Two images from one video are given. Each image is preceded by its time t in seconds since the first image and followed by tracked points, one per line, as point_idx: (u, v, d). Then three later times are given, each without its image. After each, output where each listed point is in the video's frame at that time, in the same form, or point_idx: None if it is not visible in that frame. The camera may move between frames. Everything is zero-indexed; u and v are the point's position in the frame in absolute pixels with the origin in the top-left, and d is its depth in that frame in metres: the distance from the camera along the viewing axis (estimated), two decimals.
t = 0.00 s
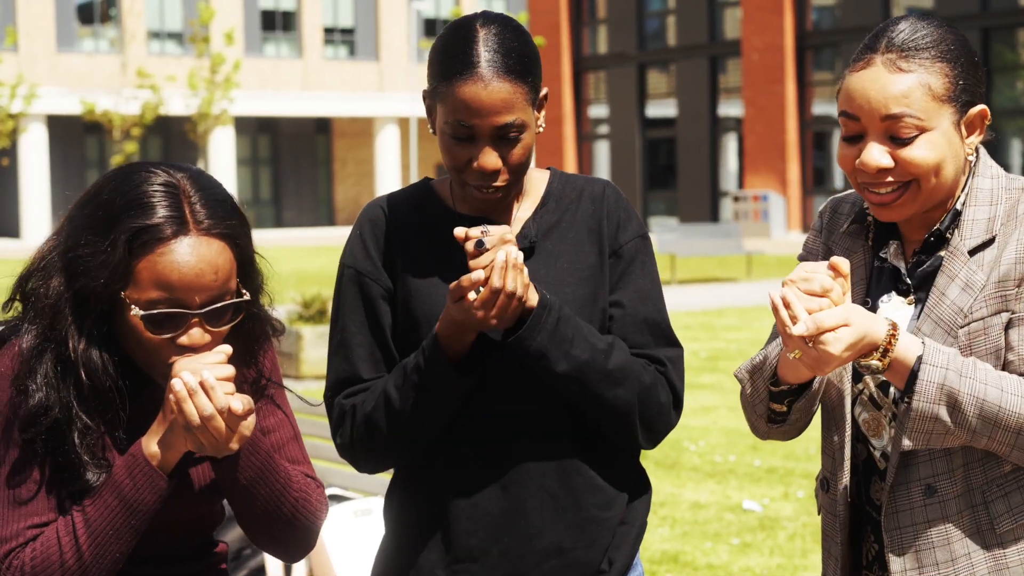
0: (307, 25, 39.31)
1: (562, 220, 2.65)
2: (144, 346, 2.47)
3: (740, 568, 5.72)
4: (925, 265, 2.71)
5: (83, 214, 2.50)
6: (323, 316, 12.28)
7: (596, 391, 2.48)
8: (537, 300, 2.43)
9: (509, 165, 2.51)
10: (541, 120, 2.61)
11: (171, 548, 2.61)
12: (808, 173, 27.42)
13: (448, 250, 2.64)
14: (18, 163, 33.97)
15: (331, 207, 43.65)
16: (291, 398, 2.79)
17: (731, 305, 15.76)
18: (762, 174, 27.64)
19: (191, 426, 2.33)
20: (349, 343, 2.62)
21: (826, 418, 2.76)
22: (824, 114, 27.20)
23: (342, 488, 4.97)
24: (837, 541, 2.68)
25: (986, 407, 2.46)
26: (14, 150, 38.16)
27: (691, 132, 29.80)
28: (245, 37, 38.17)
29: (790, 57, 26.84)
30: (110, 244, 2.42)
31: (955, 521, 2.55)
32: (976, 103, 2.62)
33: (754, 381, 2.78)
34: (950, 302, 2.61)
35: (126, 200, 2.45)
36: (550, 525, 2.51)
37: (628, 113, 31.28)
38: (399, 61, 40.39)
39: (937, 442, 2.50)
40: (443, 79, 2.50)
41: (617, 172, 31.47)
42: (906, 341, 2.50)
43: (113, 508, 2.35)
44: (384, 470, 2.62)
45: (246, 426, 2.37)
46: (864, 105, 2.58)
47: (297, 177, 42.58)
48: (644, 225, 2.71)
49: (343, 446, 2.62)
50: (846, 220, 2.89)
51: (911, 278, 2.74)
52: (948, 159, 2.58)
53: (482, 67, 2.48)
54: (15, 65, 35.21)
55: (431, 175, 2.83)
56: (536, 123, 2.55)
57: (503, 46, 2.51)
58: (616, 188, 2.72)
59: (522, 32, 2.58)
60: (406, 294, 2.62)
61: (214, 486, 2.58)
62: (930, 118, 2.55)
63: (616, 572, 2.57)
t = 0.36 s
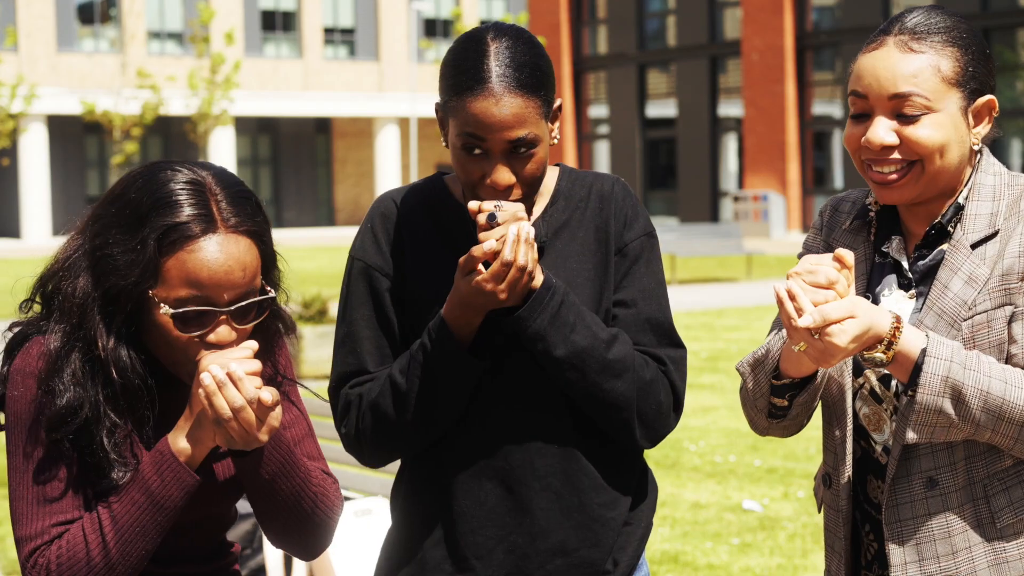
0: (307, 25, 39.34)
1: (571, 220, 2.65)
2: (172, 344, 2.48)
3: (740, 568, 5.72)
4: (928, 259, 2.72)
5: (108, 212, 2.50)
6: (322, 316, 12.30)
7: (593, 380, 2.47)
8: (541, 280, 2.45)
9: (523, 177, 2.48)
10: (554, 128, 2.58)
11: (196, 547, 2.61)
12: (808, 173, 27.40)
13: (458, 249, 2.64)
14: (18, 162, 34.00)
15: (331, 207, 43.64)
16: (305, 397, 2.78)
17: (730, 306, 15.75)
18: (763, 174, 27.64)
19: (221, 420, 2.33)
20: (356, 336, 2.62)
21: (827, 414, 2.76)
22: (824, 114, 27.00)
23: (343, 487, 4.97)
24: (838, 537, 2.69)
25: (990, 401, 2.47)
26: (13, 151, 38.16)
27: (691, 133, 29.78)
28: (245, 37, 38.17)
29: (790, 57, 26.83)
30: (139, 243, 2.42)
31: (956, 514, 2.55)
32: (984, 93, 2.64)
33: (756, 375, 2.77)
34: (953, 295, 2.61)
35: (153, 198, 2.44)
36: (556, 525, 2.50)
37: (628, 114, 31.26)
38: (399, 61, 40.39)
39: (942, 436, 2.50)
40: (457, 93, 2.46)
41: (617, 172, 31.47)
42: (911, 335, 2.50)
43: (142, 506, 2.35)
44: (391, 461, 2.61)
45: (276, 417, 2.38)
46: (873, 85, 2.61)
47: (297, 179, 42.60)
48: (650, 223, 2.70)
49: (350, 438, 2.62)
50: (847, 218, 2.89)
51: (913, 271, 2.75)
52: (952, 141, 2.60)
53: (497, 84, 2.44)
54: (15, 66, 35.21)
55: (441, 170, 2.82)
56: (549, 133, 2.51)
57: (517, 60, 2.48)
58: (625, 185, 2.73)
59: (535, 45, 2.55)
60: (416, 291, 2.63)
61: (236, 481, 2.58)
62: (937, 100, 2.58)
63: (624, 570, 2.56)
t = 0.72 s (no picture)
0: (307, 25, 39.34)
1: (579, 225, 2.64)
2: (174, 347, 2.47)
3: (740, 568, 5.72)
4: (927, 260, 2.73)
5: (117, 212, 2.50)
6: (323, 316, 12.33)
7: (593, 390, 2.47)
8: (545, 289, 2.44)
9: (529, 190, 2.47)
10: (561, 136, 2.56)
11: (193, 550, 2.62)
12: (808, 173, 27.40)
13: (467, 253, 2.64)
14: (18, 163, 34.03)
15: (331, 207, 43.62)
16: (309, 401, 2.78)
17: (730, 306, 15.74)
18: (763, 175, 27.64)
19: (218, 424, 2.33)
20: (362, 333, 2.62)
21: (826, 415, 2.77)
22: (824, 114, 27.04)
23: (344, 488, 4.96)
24: (833, 535, 2.69)
25: (991, 406, 2.47)
26: (14, 151, 38.19)
27: (691, 133, 29.77)
28: (245, 37, 38.16)
29: (790, 57, 26.82)
30: (144, 244, 2.42)
31: (954, 518, 2.55)
32: (982, 92, 2.65)
33: (756, 377, 2.77)
34: (952, 297, 2.61)
35: (161, 200, 2.44)
36: (559, 528, 2.50)
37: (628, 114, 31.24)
38: (399, 61, 40.35)
39: (942, 441, 2.51)
40: (461, 106, 2.44)
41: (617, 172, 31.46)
42: (911, 340, 2.51)
43: (137, 508, 2.35)
44: (395, 460, 2.61)
45: (271, 421, 2.37)
46: (867, 69, 2.66)
47: (297, 180, 42.59)
48: (659, 227, 2.69)
49: (353, 435, 2.61)
50: (847, 217, 2.89)
51: (912, 271, 2.75)
52: (941, 131, 2.61)
53: (501, 96, 2.41)
54: (15, 66, 35.21)
55: (450, 170, 2.81)
56: (556, 144, 2.49)
57: (522, 70, 2.46)
58: (636, 187, 2.72)
59: (542, 56, 2.53)
60: (423, 291, 2.63)
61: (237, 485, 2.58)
62: (927, 88, 2.60)
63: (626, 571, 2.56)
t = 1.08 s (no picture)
0: (307, 25, 39.34)
1: (585, 225, 2.64)
2: (169, 348, 2.47)
3: (740, 568, 5.72)
4: (929, 258, 2.72)
5: (113, 213, 2.50)
6: (322, 316, 12.35)
7: (597, 392, 2.47)
8: (548, 291, 2.44)
9: (534, 194, 2.47)
10: (567, 140, 2.55)
11: (187, 551, 2.61)
12: (808, 173, 27.40)
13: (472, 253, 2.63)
14: (18, 163, 34.02)
15: (331, 207, 43.60)
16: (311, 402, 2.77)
17: (729, 306, 15.72)
18: (763, 175, 27.63)
19: (209, 427, 2.32)
20: (367, 332, 2.61)
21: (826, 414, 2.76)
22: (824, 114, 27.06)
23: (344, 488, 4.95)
24: (832, 535, 2.69)
25: (992, 403, 2.47)
26: (14, 151, 38.20)
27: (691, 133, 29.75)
28: (245, 37, 38.17)
29: (790, 58, 26.82)
30: (139, 246, 2.41)
31: (952, 518, 2.55)
32: (982, 88, 2.64)
33: (756, 374, 2.77)
34: (955, 295, 2.61)
35: (158, 201, 2.44)
36: (563, 529, 2.50)
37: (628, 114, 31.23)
38: (399, 61, 40.31)
39: (942, 439, 2.50)
40: (467, 109, 2.43)
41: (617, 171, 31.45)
42: (912, 338, 2.51)
43: (128, 509, 2.35)
44: (398, 459, 2.61)
45: (263, 424, 2.36)
46: (867, 65, 2.67)
47: (297, 180, 42.57)
48: (665, 228, 2.69)
49: (357, 434, 2.61)
50: (849, 216, 2.89)
51: (914, 270, 2.75)
52: (940, 126, 2.60)
53: (507, 99, 2.40)
54: (15, 66, 35.19)
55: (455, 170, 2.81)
56: (562, 147, 2.48)
57: (530, 74, 2.45)
58: (642, 189, 2.71)
59: (550, 60, 2.53)
60: (427, 292, 2.63)
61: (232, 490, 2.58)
62: (928, 84, 2.61)
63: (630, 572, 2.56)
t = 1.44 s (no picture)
0: (307, 25, 39.37)
1: (587, 226, 2.64)
2: (165, 351, 2.47)
3: (740, 568, 5.72)
4: (929, 256, 2.72)
5: (108, 215, 2.50)
6: (322, 316, 12.35)
7: (599, 392, 2.46)
8: (549, 292, 2.44)
9: (536, 195, 2.47)
10: (569, 141, 2.55)
11: (182, 552, 2.61)
12: (808, 173, 27.41)
13: (473, 254, 2.63)
14: (18, 163, 33.99)
15: (331, 207, 43.59)
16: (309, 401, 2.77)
17: (729, 306, 15.71)
18: (763, 174, 27.63)
19: (203, 430, 2.32)
20: (370, 332, 2.61)
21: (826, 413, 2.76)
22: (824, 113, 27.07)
23: (344, 488, 4.95)
24: (833, 533, 2.69)
25: (990, 401, 2.47)
26: (14, 151, 38.20)
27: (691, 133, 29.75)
28: (245, 37, 38.17)
29: (790, 57, 26.82)
30: (135, 249, 2.41)
31: (951, 516, 2.55)
32: (987, 84, 2.65)
33: (756, 371, 2.77)
34: (955, 294, 2.61)
35: (153, 205, 2.44)
36: (564, 528, 2.50)
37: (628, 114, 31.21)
38: (399, 61, 40.28)
39: (941, 436, 2.50)
40: (468, 112, 2.43)
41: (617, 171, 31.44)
42: (912, 334, 2.50)
43: (122, 511, 2.35)
44: (400, 459, 2.60)
45: (256, 430, 2.36)
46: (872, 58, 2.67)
47: (297, 180, 42.57)
48: (667, 228, 2.68)
49: (359, 434, 2.61)
50: (851, 215, 2.89)
51: (914, 268, 2.74)
52: (943, 120, 2.60)
53: (509, 101, 2.40)
54: (15, 66, 35.18)
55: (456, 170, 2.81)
56: (564, 149, 2.48)
57: (531, 77, 2.45)
58: (644, 188, 2.71)
59: (552, 63, 2.53)
60: (429, 291, 2.63)
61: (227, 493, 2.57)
62: (933, 78, 2.61)
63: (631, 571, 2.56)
